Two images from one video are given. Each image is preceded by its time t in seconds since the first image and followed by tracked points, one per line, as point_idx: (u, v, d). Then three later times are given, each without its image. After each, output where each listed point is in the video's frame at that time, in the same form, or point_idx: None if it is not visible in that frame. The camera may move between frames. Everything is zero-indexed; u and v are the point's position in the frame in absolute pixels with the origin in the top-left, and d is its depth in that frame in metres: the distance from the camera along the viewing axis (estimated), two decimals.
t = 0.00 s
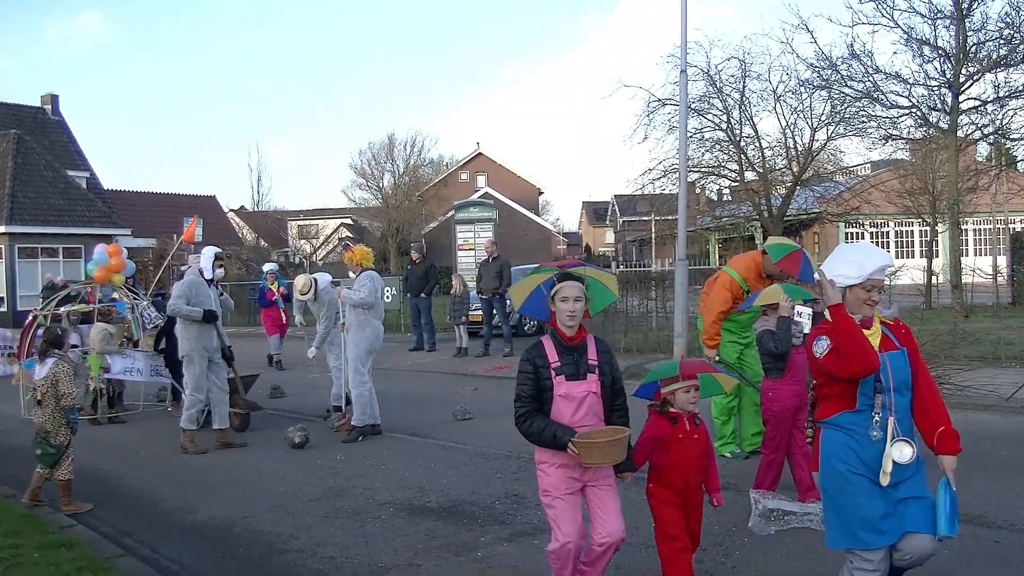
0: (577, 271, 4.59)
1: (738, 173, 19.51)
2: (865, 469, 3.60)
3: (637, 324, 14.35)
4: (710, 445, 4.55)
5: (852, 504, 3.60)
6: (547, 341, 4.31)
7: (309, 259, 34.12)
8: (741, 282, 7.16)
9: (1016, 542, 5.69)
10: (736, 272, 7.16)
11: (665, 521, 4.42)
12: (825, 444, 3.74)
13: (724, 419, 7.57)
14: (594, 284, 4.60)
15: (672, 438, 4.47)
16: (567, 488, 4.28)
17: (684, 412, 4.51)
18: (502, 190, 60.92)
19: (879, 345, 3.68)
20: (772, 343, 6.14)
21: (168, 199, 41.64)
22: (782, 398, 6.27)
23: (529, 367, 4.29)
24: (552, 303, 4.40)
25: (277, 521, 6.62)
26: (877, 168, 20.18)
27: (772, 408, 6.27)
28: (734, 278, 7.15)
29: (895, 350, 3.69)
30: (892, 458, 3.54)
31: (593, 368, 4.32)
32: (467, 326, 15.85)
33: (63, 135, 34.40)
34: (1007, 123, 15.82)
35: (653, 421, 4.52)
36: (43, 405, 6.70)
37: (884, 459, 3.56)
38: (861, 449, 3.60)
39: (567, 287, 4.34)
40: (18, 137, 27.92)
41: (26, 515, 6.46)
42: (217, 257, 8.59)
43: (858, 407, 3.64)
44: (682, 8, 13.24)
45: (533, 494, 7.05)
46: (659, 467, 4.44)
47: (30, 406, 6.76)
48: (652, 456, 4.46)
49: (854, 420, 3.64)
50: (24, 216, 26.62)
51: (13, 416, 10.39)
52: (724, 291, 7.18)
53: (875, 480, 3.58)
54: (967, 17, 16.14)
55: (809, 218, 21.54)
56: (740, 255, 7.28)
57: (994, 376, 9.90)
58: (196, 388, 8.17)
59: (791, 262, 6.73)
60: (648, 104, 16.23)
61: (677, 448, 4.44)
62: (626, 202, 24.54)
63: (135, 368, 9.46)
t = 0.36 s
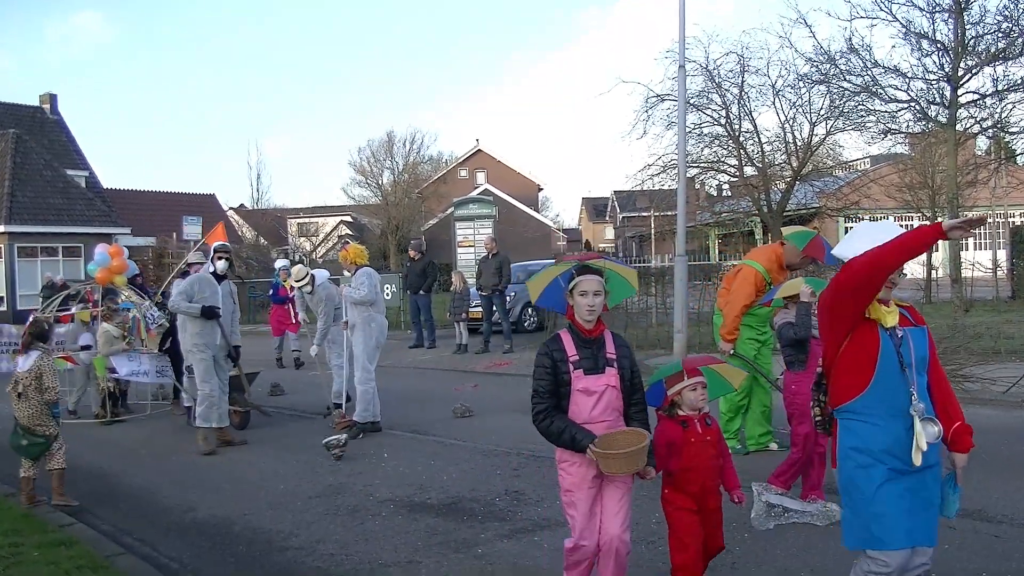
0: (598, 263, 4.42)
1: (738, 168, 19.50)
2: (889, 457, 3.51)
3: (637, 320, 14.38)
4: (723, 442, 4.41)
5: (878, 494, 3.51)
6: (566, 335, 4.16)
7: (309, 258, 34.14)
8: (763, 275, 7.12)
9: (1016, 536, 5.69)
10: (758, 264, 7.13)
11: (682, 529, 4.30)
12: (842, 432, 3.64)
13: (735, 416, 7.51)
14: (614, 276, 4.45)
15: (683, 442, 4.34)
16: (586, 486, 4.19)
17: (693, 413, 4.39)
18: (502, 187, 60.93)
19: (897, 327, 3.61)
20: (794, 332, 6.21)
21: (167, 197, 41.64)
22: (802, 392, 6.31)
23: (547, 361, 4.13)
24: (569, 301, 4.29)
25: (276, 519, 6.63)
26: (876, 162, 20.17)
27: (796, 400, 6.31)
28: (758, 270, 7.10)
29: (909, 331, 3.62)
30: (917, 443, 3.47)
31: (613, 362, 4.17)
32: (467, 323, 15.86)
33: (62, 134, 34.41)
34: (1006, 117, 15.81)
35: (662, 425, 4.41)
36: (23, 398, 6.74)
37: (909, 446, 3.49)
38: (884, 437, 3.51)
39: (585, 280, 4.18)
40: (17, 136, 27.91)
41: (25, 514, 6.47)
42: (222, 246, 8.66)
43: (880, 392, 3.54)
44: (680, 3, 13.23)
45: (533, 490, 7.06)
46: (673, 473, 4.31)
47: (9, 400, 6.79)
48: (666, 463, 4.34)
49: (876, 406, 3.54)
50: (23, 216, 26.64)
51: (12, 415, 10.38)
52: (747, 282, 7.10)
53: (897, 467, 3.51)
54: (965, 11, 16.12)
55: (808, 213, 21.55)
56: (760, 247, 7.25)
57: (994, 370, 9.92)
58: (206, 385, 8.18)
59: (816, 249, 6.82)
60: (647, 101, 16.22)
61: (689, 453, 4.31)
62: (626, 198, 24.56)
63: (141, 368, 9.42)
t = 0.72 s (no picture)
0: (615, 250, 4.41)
1: (739, 166, 19.46)
2: (920, 461, 3.44)
3: (638, 318, 14.40)
4: (746, 447, 4.25)
5: (907, 499, 3.44)
6: (577, 320, 4.15)
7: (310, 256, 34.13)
8: (786, 269, 6.85)
9: (1016, 534, 5.69)
10: (781, 257, 6.84)
11: (695, 536, 4.17)
12: (867, 434, 3.57)
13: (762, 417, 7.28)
14: (631, 264, 4.48)
15: (699, 445, 4.21)
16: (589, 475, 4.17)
17: (712, 416, 4.26)
18: (504, 185, 60.89)
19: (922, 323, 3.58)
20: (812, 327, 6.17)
21: (168, 195, 41.59)
22: (821, 390, 6.25)
23: (556, 345, 4.12)
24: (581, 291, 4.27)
25: (278, 517, 6.64)
26: (878, 160, 20.16)
27: (812, 398, 6.26)
28: (781, 264, 6.82)
29: (937, 329, 3.59)
30: (948, 444, 3.43)
31: (620, 352, 4.15)
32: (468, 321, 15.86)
33: (62, 133, 34.35)
34: (1008, 113, 15.80)
35: (680, 427, 4.29)
36: (26, 397, 6.76)
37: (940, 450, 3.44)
38: (916, 439, 3.45)
39: (597, 268, 4.17)
40: (17, 135, 27.86)
41: (27, 512, 6.46)
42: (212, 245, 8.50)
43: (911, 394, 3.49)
44: None
45: (535, 488, 7.06)
46: (688, 477, 4.21)
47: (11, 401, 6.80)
48: (682, 466, 4.23)
49: (908, 408, 3.48)
50: (23, 215, 26.62)
51: (14, 414, 10.37)
52: (771, 275, 6.77)
53: (929, 471, 3.44)
54: (966, 7, 16.09)
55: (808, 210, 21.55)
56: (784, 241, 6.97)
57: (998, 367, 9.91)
58: (201, 382, 8.15)
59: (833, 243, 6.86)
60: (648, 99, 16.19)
61: (703, 459, 4.18)
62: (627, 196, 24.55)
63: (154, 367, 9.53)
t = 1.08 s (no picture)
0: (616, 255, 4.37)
1: (744, 165, 19.44)
2: (957, 474, 3.42)
3: (642, 317, 14.40)
4: (781, 449, 4.22)
5: (945, 511, 3.42)
6: (575, 326, 4.08)
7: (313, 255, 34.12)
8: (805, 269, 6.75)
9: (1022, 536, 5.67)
10: (800, 258, 6.75)
11: (720, 535, 4.16)
12: (906, 450, 3.54)
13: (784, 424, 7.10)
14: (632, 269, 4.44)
15: (730, 444, 4.21)
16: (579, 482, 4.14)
17: (746, 417, 4.24)
18: (508, 184, 60.83)
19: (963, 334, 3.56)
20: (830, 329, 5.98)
21: (172, 194, 41.61)
22: (840, 394, 6.01)
23: (551, 353, 4.07)
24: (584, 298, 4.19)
25: (282, 516, 6.63)
26: (885, 161, 20.13)
27: (830, 402, 6.03)
28: (800, 264, 6.73)
29: (976, 337, 3.56)
30: (993, 458, 3.40)
31: (620, 361, 4.04)
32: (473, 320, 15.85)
33: (67, 131, 34.38)
34: (1014, 115, 15.78)
35: (714, 425, 4.29)
36: (32, 395, 6.75)
37: (980, 461, 3.41)
38: (957, 454, 3.42)
39: (601, 273, 4.11)
40: (23, 133, 27.85)
41: (31, 509, 6.47)
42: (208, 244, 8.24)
43: (949, 407, 3.46)
44: None
45: (540, 487, 7.06)
46: (717, 475, 4.21)
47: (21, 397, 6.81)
48: (713, 463, 4.24)
49: (946, 421, 3.45)
50: (27, 213, 26.63)
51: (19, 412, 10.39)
52: (789, 276, 6.68)
53: (973, 485, 3.42)
54: (972, 8, 16.06)
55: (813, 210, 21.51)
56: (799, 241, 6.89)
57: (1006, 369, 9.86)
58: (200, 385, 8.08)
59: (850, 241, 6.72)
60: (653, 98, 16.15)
61: (734, 458, 4.18)
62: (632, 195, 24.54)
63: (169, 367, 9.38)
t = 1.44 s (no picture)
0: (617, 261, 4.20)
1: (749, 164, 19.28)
2: None
3: (649, 318, 14.25)
4: (807, 462, 4.04)
5: None
6: (578, 339, 3.92)
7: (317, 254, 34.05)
8: (828, 270, 6.60)
9: None
10: (824, 258, 6.59)
11: (754, 558, 3.96)
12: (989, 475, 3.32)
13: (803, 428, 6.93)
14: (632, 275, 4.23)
15: (755, 461, 4.02)
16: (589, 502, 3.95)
17: (768, 431, 4.05)
18: (513, 182, 60.69)
19: None
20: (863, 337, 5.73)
21: (174, 192, 41.61)
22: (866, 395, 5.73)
23: (556, 368, 3.89)
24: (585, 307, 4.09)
25: (283, 519, 6.52)
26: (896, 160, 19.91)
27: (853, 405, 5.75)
28: (823, 265, 6.57)
29: None
30: None
31: (626, 372, 3.90)
32: (477, 320, 15.72)
33: (66, 127, 34.33)
34: None
35: (734, 441, 4.10)
36: (34, 395, 6.67)
37: None
38: None
39: (602, 277, 4.00)
40: (19, 130, 27.78)
41: (28, 512, 6.36)
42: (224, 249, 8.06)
43: None
44: None
45: (545, 491, 6.92)
46: (744, 495, 4.03)
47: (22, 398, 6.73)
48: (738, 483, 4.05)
49: None
50: (24, 210, 26.60)
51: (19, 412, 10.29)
52: (812, 278, 6.53)
53: None
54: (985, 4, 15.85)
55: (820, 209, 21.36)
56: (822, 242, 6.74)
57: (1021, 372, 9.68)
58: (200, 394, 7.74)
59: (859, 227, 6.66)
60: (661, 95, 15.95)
61: (761, 476, 3.98)
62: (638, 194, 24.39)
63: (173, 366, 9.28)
